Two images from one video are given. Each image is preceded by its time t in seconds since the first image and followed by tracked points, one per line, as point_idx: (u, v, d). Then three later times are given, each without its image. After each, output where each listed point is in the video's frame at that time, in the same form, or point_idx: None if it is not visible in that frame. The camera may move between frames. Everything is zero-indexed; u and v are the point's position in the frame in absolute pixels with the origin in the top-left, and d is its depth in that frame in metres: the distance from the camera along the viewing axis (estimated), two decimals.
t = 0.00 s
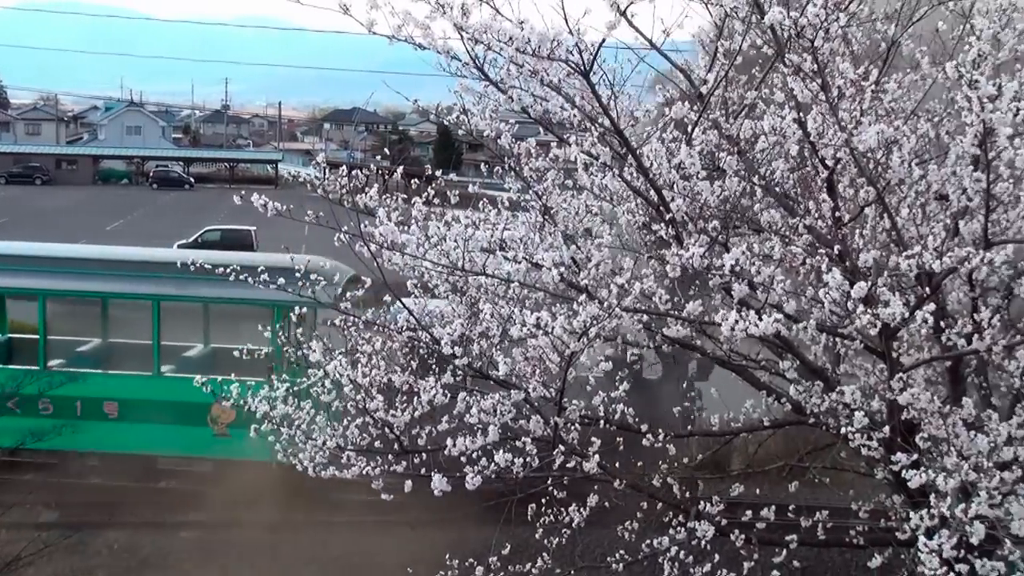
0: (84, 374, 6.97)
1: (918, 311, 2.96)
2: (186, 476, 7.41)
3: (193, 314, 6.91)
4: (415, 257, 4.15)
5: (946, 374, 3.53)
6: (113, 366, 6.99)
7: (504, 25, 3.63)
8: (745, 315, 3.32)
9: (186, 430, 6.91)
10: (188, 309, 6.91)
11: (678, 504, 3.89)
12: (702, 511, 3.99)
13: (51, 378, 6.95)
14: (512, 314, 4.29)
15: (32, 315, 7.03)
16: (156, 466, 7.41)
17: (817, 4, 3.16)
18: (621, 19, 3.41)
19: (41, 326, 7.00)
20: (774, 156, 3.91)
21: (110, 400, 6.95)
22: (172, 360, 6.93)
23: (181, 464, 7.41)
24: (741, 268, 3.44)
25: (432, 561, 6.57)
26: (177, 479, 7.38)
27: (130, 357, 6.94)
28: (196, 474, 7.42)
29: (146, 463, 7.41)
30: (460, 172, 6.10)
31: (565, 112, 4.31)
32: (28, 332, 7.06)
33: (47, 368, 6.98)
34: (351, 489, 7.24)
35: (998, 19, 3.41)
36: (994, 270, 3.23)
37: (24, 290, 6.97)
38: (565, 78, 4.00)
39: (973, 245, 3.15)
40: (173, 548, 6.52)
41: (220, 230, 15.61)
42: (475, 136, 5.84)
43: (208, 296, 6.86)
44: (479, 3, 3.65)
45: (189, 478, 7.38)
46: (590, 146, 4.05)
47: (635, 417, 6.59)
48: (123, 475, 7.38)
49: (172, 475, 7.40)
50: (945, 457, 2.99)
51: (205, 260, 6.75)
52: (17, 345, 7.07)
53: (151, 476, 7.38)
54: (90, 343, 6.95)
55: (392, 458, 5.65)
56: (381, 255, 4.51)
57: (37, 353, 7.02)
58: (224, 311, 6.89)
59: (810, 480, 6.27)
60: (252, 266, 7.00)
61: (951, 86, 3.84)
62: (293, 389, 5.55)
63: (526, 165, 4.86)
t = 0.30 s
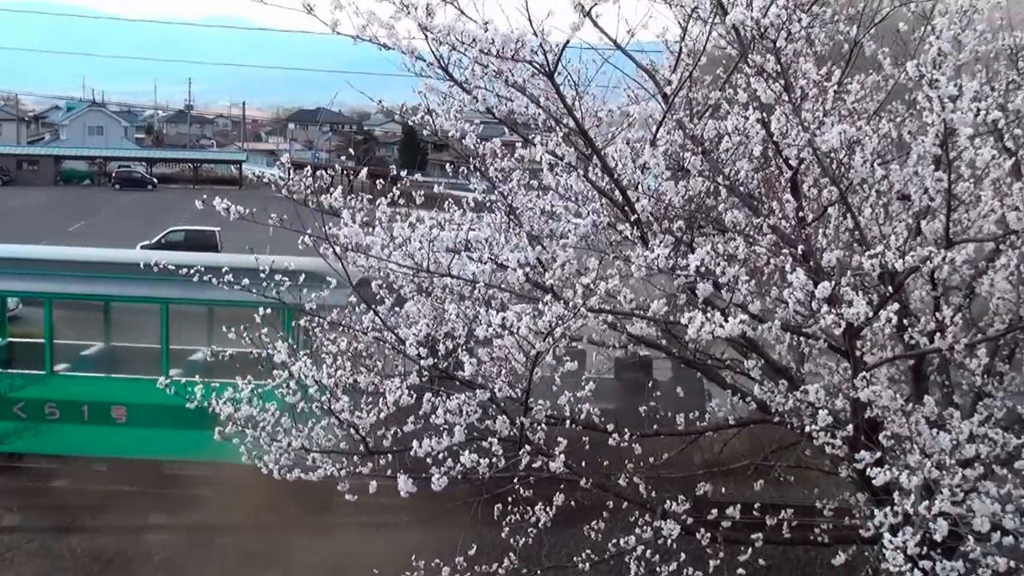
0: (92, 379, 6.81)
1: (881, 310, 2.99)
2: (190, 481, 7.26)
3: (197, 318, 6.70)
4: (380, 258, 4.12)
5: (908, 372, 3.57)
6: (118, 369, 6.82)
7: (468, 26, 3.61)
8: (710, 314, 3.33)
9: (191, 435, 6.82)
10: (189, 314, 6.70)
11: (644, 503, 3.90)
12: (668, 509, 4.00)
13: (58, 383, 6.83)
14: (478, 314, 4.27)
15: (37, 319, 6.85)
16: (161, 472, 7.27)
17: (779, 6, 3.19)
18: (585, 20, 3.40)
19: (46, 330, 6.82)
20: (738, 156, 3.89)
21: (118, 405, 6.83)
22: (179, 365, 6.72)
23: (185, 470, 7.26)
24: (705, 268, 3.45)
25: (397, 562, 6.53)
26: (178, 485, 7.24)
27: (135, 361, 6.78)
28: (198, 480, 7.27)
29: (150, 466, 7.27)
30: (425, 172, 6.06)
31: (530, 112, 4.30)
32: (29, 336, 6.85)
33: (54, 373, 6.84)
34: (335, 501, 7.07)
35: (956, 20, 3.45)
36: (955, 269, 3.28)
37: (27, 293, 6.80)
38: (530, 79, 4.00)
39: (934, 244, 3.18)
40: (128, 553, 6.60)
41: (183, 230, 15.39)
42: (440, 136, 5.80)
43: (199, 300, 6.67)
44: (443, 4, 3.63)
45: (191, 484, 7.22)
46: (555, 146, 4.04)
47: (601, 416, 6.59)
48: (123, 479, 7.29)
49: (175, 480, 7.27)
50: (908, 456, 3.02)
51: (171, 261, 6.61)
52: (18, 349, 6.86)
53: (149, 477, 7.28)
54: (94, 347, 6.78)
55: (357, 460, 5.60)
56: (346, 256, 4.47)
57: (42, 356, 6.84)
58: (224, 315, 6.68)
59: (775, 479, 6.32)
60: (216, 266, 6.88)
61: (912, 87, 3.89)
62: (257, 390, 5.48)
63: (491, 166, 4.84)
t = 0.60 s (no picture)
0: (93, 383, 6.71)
1: (842, 309, 3.02)
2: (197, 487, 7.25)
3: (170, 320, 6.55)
4: (343, 259, 4.07)
5: (870, 371, 3.60)
6: (120, 374, 6.66)
7: (431, 25, 3.58)
8: (673, 314, 3.33)
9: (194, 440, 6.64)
10: (160, 316, 6.57)
11: (609, 503, 3.89)
12: (633, 510, 3.99)
13: (62, 387, 6.71)
14: (442, 315, 4.22)
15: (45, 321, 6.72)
16: (169, 476, 7.28)
17: (741, 7, 3.20)
18: (549, 19, 3.39)
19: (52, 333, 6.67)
20: (701, 156, 3.89)
21: (126, 410, 6.73)
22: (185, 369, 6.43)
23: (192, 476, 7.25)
24: (669, 268, 3.45)
25: (359, 562, 6.45)
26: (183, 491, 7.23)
27: (136, 365, 6.58)
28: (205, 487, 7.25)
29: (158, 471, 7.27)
30: (389, 172, 6.01)
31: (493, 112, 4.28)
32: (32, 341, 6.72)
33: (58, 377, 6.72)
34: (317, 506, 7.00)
35: (915, 23, 3.49)
36: (915, 269, 3.32)
37: (29, 297, 6.65)
38: (493, 79, 3.97)
39: (894, 243, 3.21)
40: (89, 555, 6.43)
41: (144, 231, 15.14)
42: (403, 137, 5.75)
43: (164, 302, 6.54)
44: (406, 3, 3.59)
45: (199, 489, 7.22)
46: (519, 146, 4.02)
47: (564, 416, 6.59)
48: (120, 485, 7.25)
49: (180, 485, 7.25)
50: (870, 453, 3.05)
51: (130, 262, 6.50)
52: (20, 354, 6.74)
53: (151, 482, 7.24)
54: (97, 351, 6.64)
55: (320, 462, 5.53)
56: (308, 257, 4.41)
57: (45, 361, 6.71)
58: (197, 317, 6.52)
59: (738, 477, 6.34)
60: (178, 267, 6.77)
61: (872, 88, 3.92)
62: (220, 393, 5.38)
63: (454, 167, 4.80)
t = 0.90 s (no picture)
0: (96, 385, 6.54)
1: (804, 308, 3.04)
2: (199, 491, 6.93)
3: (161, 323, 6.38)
4: (305, 260, 4.02)
5: (832, 370, 3.63)
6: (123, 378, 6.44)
7: (394, 24, 3.56)
8: (636, 313, 3.33)
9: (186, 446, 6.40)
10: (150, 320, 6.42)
11: (573, 502, 3.89)
12: (597, 509, 3.98)
13: (65, 392, 6.50)
14: (406, 315, 4.19)
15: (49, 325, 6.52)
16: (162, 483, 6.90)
17: (703, 8, 3.21)
18: (512, 20, 3.37)
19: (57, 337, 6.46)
20: (664, 156, 3.90)
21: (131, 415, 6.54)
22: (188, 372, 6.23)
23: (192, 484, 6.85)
24: (632, 268, 3.45)
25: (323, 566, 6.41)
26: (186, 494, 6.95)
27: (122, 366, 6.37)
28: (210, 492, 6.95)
29: (157, 477, 6.86)
30: (352, 172, 5.96)
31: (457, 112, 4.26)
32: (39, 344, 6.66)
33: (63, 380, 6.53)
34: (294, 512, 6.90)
35: (874, 25, 3.53)
36: (875, 269, 3.36)
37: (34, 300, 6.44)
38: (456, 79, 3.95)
39: (855, 243, 3.24)
40: (51, 560, 6.42)
41: (104, 232, 14.89)
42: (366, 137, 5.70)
43: (124, 303, 6.40)
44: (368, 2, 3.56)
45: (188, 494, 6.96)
46: (482, 146, 3.99)
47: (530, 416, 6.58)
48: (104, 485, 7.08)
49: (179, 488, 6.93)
50: (832, 451, 3.06)
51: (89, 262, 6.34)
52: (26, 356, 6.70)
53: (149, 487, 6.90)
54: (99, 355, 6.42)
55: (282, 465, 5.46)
56: (270, 257, 4.35)
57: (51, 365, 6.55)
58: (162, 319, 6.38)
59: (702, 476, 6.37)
60: (138, 268, 6.65)
61: (833, 89, 3.96)
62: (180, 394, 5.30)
63: (418, 167, 4.77)
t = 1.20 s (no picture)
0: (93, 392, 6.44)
1: (763, 308, 3.06)
2: (194, 498, 6.88)
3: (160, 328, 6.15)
4: (266, 261, 3.97)
5: (792, 369, 3.66)
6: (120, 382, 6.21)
7: (354, 25, 3.53)
8: (598, 313, 3.33)
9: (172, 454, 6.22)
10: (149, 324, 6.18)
11: (536, 503, 3.88)
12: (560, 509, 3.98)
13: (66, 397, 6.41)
14: (367, 316, 4.15)
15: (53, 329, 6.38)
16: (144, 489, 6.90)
17: (663, 9, 3.22)
18: (473, 21, 3.36)
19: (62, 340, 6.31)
20: (625, 157, 3.90)
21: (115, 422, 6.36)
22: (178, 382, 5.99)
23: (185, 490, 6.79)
24: (594, 268, 3.44)
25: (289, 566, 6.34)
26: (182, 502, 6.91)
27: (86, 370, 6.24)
28: (203, 500, 6.89)
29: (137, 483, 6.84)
30: (314, 173, 5.90)
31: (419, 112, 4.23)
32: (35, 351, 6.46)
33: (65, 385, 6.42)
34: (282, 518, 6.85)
35: (832, 29, 3.57)
36: (834, 269, 3.39)
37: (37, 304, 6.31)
38: (417, 79, 3.92)
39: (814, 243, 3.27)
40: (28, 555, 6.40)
41: (61, 234, 14.63)
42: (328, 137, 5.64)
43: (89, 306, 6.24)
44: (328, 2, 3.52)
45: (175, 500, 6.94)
46: (443, 147, 3.96)
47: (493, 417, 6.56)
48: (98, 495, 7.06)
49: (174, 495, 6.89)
50: (792, 450, 3.09)
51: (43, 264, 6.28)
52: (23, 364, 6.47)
53: (147, 491, 6.89)
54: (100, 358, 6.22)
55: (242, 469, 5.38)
56: (229, 258, 4.29)
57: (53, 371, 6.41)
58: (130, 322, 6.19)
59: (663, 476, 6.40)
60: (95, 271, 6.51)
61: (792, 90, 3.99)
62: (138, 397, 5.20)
63: (379, 168, 4.73)
